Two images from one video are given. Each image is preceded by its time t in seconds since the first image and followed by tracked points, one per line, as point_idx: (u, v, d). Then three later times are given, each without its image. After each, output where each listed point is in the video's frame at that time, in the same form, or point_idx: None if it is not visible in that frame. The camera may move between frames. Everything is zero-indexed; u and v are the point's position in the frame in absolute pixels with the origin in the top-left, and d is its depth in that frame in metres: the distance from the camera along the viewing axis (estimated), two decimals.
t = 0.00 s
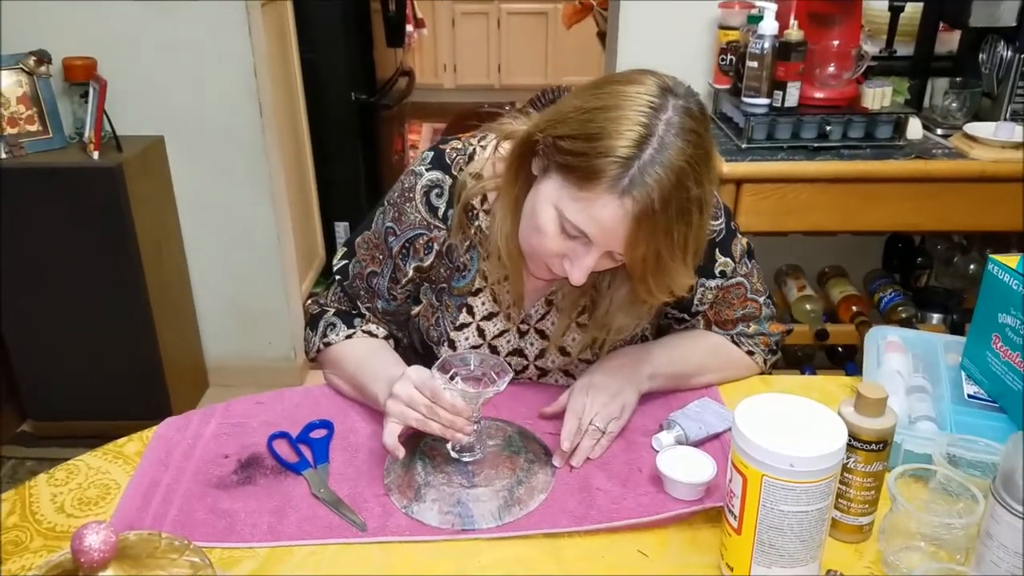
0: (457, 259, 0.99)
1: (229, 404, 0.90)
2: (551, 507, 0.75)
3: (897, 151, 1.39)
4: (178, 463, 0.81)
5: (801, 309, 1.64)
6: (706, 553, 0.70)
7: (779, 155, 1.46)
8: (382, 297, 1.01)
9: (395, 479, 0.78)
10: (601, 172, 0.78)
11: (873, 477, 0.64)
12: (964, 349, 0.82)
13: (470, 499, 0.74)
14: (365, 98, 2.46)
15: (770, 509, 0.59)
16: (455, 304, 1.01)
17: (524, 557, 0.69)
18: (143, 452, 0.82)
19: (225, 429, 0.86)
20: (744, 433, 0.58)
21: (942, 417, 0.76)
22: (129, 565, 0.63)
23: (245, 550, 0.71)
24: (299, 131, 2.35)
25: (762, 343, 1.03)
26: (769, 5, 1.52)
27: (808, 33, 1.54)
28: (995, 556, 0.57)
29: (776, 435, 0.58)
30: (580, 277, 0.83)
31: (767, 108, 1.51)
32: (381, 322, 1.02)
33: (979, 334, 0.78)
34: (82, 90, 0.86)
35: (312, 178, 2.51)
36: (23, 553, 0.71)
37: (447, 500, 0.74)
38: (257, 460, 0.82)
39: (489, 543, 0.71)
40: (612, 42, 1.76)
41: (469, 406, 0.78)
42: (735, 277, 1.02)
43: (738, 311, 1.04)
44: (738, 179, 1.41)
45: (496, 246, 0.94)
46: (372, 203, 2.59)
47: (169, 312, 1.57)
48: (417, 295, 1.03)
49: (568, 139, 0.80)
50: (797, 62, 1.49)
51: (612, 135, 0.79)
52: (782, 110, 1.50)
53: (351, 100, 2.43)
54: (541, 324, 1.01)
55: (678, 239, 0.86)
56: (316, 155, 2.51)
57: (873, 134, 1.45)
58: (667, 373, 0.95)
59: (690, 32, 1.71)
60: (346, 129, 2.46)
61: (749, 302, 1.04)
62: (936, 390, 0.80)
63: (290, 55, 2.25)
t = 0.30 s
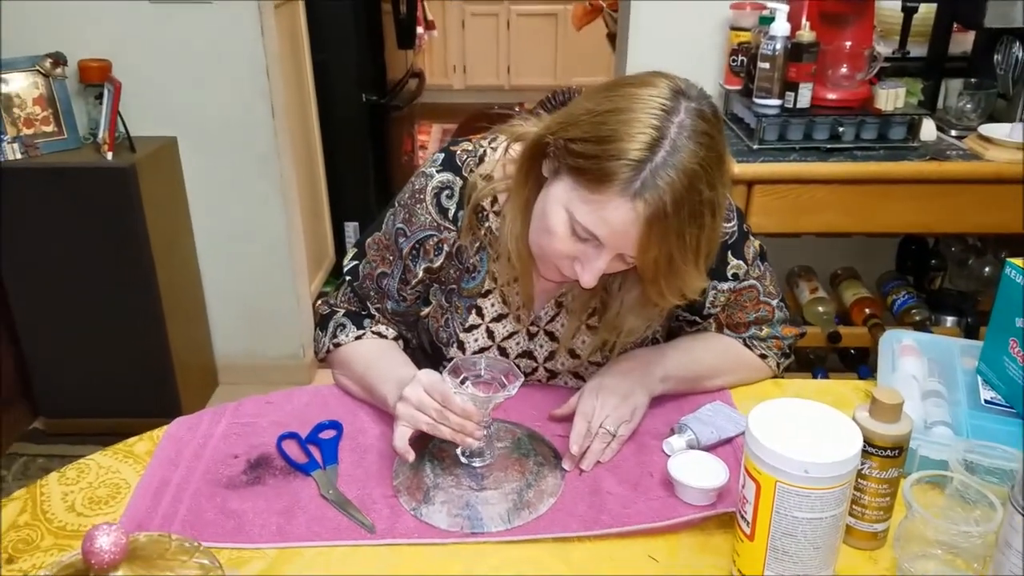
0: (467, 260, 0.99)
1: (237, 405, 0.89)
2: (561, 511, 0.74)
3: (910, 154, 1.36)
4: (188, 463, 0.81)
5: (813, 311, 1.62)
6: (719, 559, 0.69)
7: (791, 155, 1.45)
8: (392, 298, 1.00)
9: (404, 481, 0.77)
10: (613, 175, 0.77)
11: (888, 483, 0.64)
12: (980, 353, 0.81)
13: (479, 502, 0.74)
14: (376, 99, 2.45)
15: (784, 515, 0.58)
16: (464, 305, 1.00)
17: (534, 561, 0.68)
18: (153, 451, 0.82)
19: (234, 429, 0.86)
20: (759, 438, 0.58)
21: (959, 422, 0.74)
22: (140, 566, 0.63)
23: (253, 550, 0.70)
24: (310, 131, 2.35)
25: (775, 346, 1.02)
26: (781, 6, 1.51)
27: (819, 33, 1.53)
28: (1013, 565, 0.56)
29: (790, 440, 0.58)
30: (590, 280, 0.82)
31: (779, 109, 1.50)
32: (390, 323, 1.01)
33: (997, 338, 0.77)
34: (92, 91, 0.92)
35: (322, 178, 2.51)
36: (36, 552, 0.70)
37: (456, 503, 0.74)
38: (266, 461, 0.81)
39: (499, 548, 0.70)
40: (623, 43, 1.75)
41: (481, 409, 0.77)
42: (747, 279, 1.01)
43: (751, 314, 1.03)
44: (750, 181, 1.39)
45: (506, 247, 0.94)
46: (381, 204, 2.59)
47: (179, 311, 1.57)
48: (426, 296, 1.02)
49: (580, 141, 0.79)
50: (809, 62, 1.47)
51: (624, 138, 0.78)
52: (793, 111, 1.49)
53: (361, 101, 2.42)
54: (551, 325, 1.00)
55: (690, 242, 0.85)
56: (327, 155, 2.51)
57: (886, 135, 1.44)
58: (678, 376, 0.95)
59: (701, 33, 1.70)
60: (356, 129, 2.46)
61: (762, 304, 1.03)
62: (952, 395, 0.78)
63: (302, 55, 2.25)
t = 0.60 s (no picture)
0: (477, 268, 0.99)
1: (249, 413, 0.90)
2: (572, 520, 0.74)
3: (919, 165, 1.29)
4: (198, 472, 0.81)
5: (823, 321, 1.62)
6: (730, 568, 0.69)
7: (800, 165, 1.45)
8: (403, 306, 1.01)
9: (415, 490, 0.78)
10: (622, 181, 0.78)
11: (899, 492, 0.64)
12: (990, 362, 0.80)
13: (490, 512, 0.74)
14: (386, 108, 2.46)
15: (796, 524, 0.60)
16: (475, 314, 1.01)
17: (544, 571, 0.69)
18: (164, 459, 0.83)
19: (244, 438, 0.86)
20: (771, 448, 0.59)
21: (969, 431, 0.74)
22: None
23: (265, 560, 0.71)
24: (320, 141, 2.37)
25: (785, 355, 1.02)
26: (789, 17, 1.54)
27: (828, 44, 1.55)
28: None
29: (801, 449, 0.59)
30: (601, 287, 0.82)
31: (789, 118, 1.51)
32: (401, 332, 1.02)
33: (1007, 346, 0.76)
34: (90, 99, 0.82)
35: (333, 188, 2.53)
36: (44, 562, 0.71)
37: (467, 512, 0.74)
38: (277, 470, 0.82)
39: (509, 557, 0.70)
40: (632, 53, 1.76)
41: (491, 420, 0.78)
42: (757, 288, 1.01)
43: (761, 322, 1.03)
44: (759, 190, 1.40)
45: (516, 256, 0.94)
46: (392, 213, 2.60)
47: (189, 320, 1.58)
48: (437, 305, 1.03)
49: (589, 148, 0.80)
50: (818, 73, 1.49)
51: (633, 144, 0.79)
52: (802, 120, 1.51)
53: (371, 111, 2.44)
54: (562, 334, 1.01)
55: (699, 248, 0.85)
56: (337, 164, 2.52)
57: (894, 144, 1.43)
58: (689, 386, 0.95)
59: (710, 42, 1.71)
60: (366, 139, 2.48)
61: (772, 313, 1.02)
62: (962, 403, 0.78)
63: (312, 66, 2.27)
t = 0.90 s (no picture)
0: (476, 274, 0.99)
1: (248, 420, 0.90)
2: (571, 526, 0.74)
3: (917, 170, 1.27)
4: (197, 479, 0.81)
5: (823, 326, 1.63)
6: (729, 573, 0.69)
7: (799, 170, 1.45)
8: (401, 312, 1.01)
9: (414, 496, 0.78)
10: (617, 180, 0.78)
11: (897, 498, 0.64)
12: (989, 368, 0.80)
13: (489, 518, 0.74)
14: (385, 114, 2.47)
15: (794, 530, 0.60)
16: (473, 319, 1.01)
17: None
18: (162, 467, 0.83)
19: (244, 443, 0.86)
20: (771, 455, 0.59)
21: (967, 436, 0.74)
22: None
23: (264, 567, 0.71)
24: (320, 147, 2.37)
25: (784, 361, 1.02)
26: (789, 22, 1.53)
27: (827, 49, 1.54)
28: None
29: (799, 455, 0.59)
30: (600, 290, 0.81)
31: (787, 124, 1.51)
32: (400, 338, 1.02)
33: (1005, 351, 0.76)
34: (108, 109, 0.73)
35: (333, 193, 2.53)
36: (43, 568, 0.71)
37: (466, 518, 0.74)
38: (276, 476, 0.82)
39: (509, 563, 0.70)
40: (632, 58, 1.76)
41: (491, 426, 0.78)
42: (755, 294, 1.01)
43: (759, 328, 1.03)
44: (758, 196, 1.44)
45: (514, 261, 0.94)
46: (392, 218, 2.60)
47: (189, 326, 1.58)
48: (436, 310, 1.03)
49: (584, 150, 0.80)
50: (817, 78, 1.47)
51: (627, 144, 0.79)
52: (802, 126, 1.50)
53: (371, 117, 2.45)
54: (560, 340, 1.00)
55: (696, 249, 0.86)
56: (337, 169, 2.53)
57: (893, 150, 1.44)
58: (688, 391, 0.95)
59: (708, 47, 1.71)
60: (366, 145, 2.48)
61: (771, 319, 1.03)
62: (960, 408, 0.78)
63: (312, 72, 2.27)
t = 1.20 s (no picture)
0: (472, 275, 1.00)
1: (245, 421, 0.90)
2: (568, 528, 0.74)
3: (916, 173, 1.28)
4: (194, 481, 0.81)
5: (819, 328, 1.60)
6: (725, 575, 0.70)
7: (795, 173, 1.46)
8: (398, 314, 1.01)
9: (411, 498, 0.78)
10: (611, 181, 0.79)
11: (893, 499, 0.64)
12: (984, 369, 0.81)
13: (486, 519, 0.74)
14: (383, 116, 2.47)
15: (790, 532, 0.60)
16: (470, 321, 1.01)
17: None
18: (158, 469, 0.83)
19: (240, 445, 0.86)
20: (766, 457, 0.60)
21: (962, 437, 0.74)
22: None
23: (261, 568, 0.71)
24: (318, 148, 2.37)
25: (781, 362, 1.03)
26: (785, 25, 1.54)
27: (824, 52, 1.53)
28: None
29: (795, 457, 0.59)
30: (595, 290, 0.82)
31: (783, 126, 1.51)
32: (397, 339, 1.02)
33: (1000, 352, 0.76)
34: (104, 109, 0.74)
35: (331, 194, 2.53)
36: (38, 570, 0.71)
37: (463, 520, 0.74)
38: (273, 478, 0.82)
39: (507, 565, 0.70)
40: (629, 60, 1.77)
41: (488, 427, 0.78)
42: (751, 296, 1.02)
43: (756, 330, 1.03)
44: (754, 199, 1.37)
45: (511, 263, 0.94)
46: (390, 220, 2.60)
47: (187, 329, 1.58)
48: (433, 312, 1.03)
49: (578, 151, 0.81)
50: (813, 81, 1.48)
51: (621, 145, 0.79)
52: (798, 128, 1.49)
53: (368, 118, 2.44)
54: (557, 342, 1.01)
55: (690, 248, 0.86)
56: (335, 171, 2.53)
57: (890, 152, 1.44)
58: (684, 393, 0.95)
59: (706, 49, 1.72)
60: (364, 146, 2.48)
61: (767, 320, 1.03)
62: (955, 409, 0.78)
63: (309, 73, 2.27)
